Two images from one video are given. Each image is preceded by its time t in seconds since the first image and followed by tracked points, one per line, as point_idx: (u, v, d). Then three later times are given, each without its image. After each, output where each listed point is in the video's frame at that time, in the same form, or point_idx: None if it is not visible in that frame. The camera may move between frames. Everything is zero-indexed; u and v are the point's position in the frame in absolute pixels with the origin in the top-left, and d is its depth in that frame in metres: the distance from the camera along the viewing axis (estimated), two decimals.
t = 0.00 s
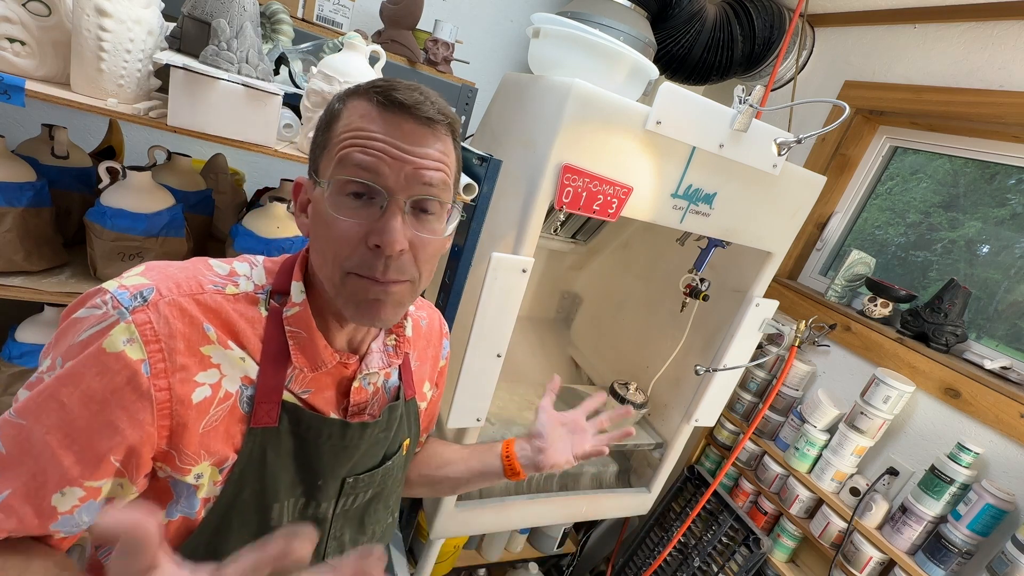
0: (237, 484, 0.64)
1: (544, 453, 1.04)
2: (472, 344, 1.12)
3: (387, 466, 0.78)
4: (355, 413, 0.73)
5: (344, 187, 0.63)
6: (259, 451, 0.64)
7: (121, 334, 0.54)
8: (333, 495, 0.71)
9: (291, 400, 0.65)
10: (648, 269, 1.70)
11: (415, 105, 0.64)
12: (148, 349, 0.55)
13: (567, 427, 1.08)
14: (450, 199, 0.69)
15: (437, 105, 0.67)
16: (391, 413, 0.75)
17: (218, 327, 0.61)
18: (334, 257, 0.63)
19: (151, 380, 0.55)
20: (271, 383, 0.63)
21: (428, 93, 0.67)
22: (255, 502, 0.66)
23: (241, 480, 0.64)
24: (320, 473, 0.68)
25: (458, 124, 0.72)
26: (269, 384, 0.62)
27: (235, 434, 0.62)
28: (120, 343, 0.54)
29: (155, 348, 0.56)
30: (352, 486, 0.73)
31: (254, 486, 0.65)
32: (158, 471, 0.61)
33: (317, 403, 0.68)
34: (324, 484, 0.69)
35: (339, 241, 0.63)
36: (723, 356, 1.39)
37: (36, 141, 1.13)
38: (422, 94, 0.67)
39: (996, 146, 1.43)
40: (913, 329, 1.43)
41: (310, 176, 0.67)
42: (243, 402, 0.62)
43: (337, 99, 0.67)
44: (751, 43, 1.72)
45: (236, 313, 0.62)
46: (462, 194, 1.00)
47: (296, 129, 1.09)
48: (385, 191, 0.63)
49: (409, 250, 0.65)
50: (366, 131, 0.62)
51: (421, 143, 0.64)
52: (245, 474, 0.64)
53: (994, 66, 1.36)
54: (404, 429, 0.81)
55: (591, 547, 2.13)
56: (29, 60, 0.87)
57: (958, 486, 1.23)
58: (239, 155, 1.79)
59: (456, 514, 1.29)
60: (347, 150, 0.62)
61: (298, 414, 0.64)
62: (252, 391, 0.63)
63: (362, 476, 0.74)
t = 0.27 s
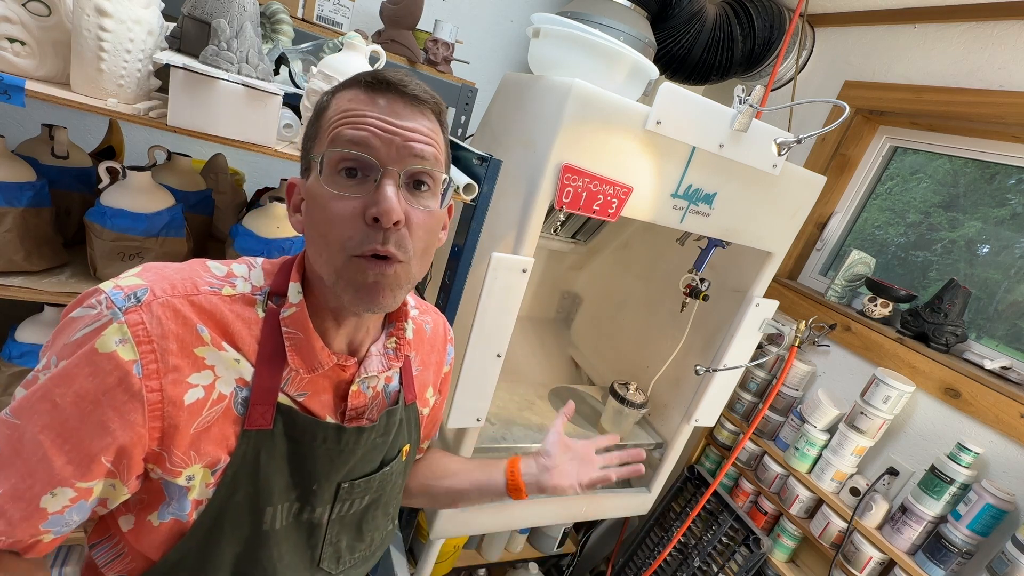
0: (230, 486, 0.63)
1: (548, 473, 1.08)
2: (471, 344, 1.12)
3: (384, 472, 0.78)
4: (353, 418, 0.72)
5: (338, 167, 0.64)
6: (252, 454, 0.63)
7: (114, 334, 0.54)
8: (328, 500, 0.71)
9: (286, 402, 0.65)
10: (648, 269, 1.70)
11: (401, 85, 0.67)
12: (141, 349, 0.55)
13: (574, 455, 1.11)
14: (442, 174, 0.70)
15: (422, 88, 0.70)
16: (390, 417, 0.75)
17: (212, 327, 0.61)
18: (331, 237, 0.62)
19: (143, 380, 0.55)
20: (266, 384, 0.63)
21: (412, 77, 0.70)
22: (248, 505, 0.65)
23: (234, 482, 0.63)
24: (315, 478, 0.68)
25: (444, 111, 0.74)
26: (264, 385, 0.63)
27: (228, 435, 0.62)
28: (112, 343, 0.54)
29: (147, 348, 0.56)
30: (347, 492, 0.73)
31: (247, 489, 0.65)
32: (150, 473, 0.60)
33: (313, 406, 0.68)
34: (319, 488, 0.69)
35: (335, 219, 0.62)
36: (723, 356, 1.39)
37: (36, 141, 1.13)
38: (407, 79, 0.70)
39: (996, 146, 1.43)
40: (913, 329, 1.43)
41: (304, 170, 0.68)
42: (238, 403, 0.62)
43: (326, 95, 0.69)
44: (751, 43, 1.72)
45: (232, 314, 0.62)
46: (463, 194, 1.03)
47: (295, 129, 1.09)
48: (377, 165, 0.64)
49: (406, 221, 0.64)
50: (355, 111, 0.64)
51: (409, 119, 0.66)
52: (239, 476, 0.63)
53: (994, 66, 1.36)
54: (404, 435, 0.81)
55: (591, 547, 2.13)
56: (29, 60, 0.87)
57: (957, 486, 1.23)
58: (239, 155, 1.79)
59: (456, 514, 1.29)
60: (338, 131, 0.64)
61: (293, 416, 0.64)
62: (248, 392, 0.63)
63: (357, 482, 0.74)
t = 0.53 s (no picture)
0: (229, 487, 0.63)
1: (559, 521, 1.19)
2: (471, 344, 1.12)
3: (384, 469, 0.78)
4: (351, 416, 0.73)
5: (308, 155, 0.64)
6: (251, 454, 0.63)
7: (108, 343, 0.54)
8: (327, 499, 0.71)
9: (283, 401, 0.65)
10: (648, 269, 1.70)
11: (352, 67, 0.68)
12: (137, 356, 0.55)
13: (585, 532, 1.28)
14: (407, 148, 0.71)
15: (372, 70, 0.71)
16: (387, 414, 0.75)
17: (206, 331, 0.61)
18: (313, 222, 0.62)
19: (143, 387, 0.55)
20: (263, 382, 0.63)
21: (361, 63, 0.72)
22: (247, 505, 0.65)
23: (233, 483, 0.63)
24: (314, 477, 0.68)
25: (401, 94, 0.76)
26: (260, 384, 0.63)
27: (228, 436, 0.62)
28: (108, 352, 0.53)
29: (144, 355, 0.55)
30: (347, 490, 0.73)
31: (245, 490, 0.65)
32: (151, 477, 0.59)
33: (310, 405, 0.68)
34: (317, 487, 0.69)
35: (313, 206, 0.62)
36: (723, 356, 1.39)
37: (36, 141, 1.13)
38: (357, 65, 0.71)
39: (996, 146, 1.43)
40: (913, 329, 1.43)
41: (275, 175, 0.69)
42: (236, 404, 0.62)
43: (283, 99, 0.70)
44: (751, 43, 1.72)
45: (225, 316, 0.62)
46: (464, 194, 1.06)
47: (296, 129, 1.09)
48: (343, 146, 0.65)
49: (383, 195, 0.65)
50: (313, 99, 0.65)
51: (367, 98, 0.68)
52: (237, 477, 0.63)
53: (994, 66, 1.36)
54: (402, 430, 0.81)
55: (591, 547, 2.13)
56: (29, 60, 0.87)
57: (958, 486, 1.23)
58: (239, 155, 1.79)
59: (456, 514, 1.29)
60: (298, 123, 0.65)
61: (289, 416, 0.64)
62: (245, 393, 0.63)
63: (357, 480, 0.74)
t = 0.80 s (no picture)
0: (218, 482, 0.63)
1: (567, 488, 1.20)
2: (471, 343, 1.12)
3: (376, 464, 0.78)
4: (338, 411, 0.72)
5: (267, 153, 0.65)
6: (239, 448, 0.63)
7: (93, 333, 0.54)
8: (317, 495, 0.71)
9: (267, 396, 0.65)
10: (649, 269, 1.69)
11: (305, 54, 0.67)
12: (123, 346, 0.55)
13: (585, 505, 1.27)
14: (370, 133, 0.70)
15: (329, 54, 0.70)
16: (377, 409, 0.74)
17: (190, 324, 0.61)
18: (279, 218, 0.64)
19: (129, 376, 0.55)
20: (247, 376, 0.63)
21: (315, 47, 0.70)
22: (237, 500, 0.65)
23: (222, 479, 0.63)
24: (303, 472, 0.68)
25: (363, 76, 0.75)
26: (244, 379, 0.63)
27: (213, 431, 0.61)
28: (94, 342, 0.53)
29: (130, 345, 0.56)
30: (337, 486, 0.73)
31: (235, 484, 0.65)
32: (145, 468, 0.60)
33: (295, 399, 0.67)
34: (307, 482, 0.69)
35: (278, 204, 0.64)
36: (723, 356, 1.39)
37: (36, 141, 1.13)
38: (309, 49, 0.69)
39: (996, 146, 1.43)
40: (913, 329, 1.43)
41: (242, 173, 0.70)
42: (221, 399, 0.62)
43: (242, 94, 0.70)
44: (751, 43, 1.72)
45: (207, 311, 0.63)
46: (464, 194, 1.06)
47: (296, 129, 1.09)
48: (301, 141, 0.65)
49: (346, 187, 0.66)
50: (267, 93, 0.65)
51: (323, 86, 0.67)
52: (225, 471, 0.63)
53: (995, 66, 1.36)
54: (395, 426, 0.81)
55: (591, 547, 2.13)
56: (29, 60, 0.87)
57: (958, 486, 1.23)
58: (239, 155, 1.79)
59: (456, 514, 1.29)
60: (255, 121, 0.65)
61: (275, 412, 0.65)
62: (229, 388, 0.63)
63: (347, 476, 0.73)
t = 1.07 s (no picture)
0: (228, 492, 0.63)
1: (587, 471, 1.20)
2: (471, 343, 1.12)
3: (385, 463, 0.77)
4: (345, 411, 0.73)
5: (281, 194, 0.61)
6: (248, 456, 0.63)
7: (86, 355, 0.54)
8: (326, 496, 0.71)
9: (274, 402, 0.65)
10: (648, 269, 1.69)
11: (325, 85, 0.59)
12: (115, 367, 0.55)
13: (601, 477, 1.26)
14: (393, 174, 0.65)
15: (352, 77, 0.61)
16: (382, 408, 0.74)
17: (187, 338, 0.60)
18: (294, 264, 0.63)
19: (124, 397, 0.55)
20: (253, 383, 0.63)
21: (337, 64, 0.60)
22: (247, 507, 0.65)
23: (232, 487, 0.63)
24: (311, 475, 0.68)
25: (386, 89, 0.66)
26: (250, 386, 0.62)
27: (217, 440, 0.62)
28: (86, 364, 0.53)
29: (122, 365, 0.55)
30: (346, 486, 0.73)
31: (245, 493, 0.64)
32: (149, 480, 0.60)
33: (301, 402, 0.68)
34: (316, 484, 0.69)
35: (293, 250, 0.62)
36: (723, 356, 1.39)
37: (36, 141, 1.13)
38: (329, 66, 0.60)
39: (996, 146, 1.43)
40: (913, 329, 1.43)
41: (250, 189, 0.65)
42: (225, 409, 0.62)
43: (248, 94, 0.62)
44: (751, 43, 1.72)
45: (206, 321, 0.62)
46: (464, 194, 1.06)
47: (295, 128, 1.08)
48: (319, 189, 0.61)
49: (365, 239, 0.64)
50: (280, 130, 0.58)
51: (343, 126, 0.60)
52: (235, 479, 0.63)
53: (994, 66, 1.36)
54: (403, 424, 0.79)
55: (591, 547, 2.12)
56: (29, 60, 0.87)
57: (958, 486, 1.23)
58: (238, 154, 1.79)
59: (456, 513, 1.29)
60: (269, 154, 0.59)
61: (281, 416, 0.64)
62: (234, 397, 0.63)
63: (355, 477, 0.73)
